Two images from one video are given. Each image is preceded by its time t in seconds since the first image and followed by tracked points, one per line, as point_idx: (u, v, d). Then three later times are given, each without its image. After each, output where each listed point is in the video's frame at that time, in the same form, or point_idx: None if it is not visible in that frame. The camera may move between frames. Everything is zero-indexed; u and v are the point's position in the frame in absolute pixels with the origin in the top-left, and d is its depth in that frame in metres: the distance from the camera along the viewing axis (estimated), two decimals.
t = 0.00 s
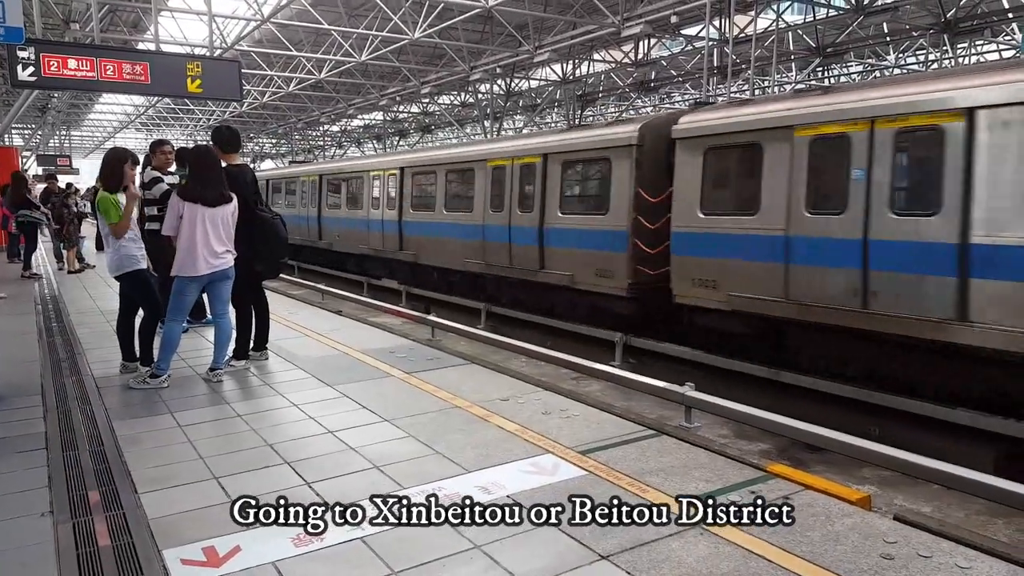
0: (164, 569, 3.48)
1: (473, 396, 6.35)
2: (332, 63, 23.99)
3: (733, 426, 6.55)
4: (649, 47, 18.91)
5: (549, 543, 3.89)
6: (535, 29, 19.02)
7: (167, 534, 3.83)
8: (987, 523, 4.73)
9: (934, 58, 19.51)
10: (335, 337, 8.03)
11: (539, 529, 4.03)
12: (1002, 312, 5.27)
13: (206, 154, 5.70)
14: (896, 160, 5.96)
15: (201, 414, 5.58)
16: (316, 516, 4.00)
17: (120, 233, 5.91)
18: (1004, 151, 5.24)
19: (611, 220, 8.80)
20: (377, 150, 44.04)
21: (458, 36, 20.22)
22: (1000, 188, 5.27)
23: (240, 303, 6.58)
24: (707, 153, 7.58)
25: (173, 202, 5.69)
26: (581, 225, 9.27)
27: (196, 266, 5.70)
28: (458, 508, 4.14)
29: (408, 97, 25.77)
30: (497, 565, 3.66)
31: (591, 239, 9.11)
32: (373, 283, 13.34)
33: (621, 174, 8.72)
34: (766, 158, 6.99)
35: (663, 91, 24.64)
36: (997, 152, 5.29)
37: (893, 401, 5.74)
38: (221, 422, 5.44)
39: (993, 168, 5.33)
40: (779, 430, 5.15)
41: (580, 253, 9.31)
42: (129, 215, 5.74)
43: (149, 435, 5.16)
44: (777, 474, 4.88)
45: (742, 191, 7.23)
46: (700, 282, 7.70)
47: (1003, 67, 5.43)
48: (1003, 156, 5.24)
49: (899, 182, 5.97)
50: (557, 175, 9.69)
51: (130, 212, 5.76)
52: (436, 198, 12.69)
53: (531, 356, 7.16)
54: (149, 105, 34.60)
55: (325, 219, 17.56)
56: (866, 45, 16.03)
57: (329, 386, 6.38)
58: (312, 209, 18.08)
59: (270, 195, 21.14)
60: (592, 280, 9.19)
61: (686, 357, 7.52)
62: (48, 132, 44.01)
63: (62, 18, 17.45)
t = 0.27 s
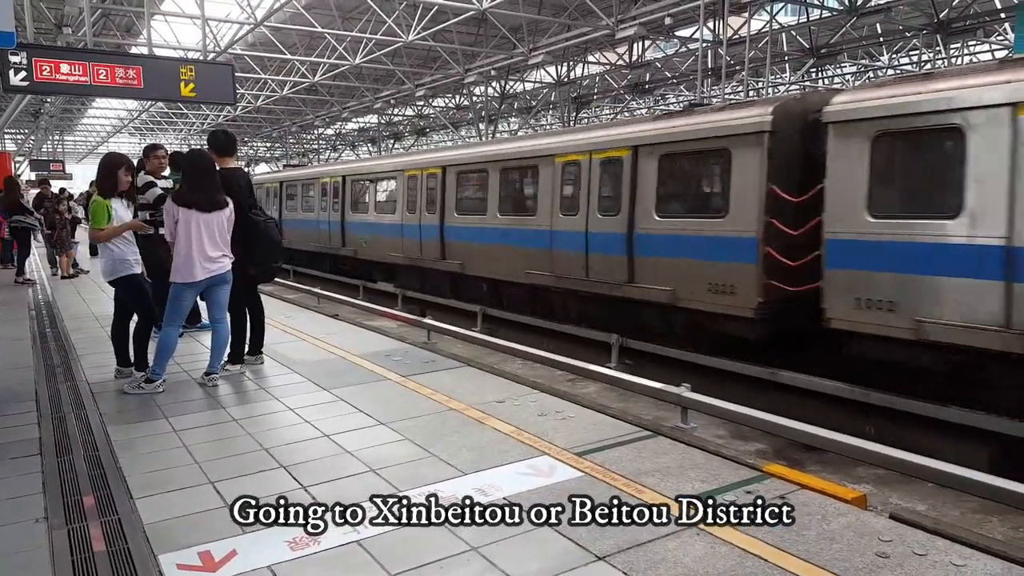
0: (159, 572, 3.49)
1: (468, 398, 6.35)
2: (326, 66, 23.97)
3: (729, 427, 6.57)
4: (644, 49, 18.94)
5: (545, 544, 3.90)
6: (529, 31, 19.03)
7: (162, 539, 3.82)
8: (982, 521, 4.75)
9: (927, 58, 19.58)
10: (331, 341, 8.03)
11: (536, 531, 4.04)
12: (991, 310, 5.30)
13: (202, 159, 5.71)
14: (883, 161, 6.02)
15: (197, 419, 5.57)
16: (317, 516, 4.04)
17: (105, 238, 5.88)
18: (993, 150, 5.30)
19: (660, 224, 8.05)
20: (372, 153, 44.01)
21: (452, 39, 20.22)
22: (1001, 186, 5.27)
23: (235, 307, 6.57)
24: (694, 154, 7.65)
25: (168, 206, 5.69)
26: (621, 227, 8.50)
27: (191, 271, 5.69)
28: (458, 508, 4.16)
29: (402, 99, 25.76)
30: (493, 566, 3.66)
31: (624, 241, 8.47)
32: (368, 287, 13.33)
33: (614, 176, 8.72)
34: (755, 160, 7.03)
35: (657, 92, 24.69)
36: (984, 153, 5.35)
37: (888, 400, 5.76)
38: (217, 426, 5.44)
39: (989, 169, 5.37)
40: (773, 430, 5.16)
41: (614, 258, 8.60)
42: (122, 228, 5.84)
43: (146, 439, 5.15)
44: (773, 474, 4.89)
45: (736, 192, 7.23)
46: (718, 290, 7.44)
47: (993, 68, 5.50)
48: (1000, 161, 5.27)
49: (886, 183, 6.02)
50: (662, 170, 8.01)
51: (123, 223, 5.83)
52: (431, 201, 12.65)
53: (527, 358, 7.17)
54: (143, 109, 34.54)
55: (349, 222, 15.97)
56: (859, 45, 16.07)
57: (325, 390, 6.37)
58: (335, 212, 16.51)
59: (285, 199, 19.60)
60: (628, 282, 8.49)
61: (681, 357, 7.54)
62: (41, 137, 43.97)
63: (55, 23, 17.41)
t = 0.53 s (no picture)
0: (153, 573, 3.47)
1: (463, 398, 6.34)
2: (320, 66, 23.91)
3: (723, 425, 6.58)
4: (639, 48, 18.96)
5: (542, 543, 3.89)
6: (524, 30, 19.02)
7: (157, 539, 3.81)
8: (976, 519, 4.77)
9: (921, 58, 19.65)
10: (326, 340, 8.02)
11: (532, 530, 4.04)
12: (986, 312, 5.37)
13: (193, 159, 5.67)
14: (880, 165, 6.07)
15: (192, 419, 5.56)
16: (316, 516, 4.03)
17: (99, 237, 5.85)
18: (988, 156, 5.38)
19: (736, 225, 7.19)
20: (366, 152, 43.95)
21: (447, 38, 20.20)
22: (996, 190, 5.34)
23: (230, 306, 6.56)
24: (690, 154, 7.65)
25: (162, 207, 5.68)
26: (684, 227, 7.71)
27: (186, 271, 5.67)
28: (458, 508, 4.15)
29: (397, 99, 25.75)
30: (489, 566, 3.66)
31: (688, 244, 7.67)
32: (363, 286, 13.32)
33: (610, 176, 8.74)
34: (751, 160, 7.04)
35: (652, 92, 24.73)
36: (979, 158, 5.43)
37: (882, 398, 5.78)
38: (212, 426, 5.43)
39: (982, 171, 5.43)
40: (767, 428, 5.18)
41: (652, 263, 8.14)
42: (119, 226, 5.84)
43: (142, 439, 5.14)
44: (768, 472, 4.90)
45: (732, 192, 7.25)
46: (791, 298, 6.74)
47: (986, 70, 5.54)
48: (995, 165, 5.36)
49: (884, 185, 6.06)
50: (757, 165, 6.97)
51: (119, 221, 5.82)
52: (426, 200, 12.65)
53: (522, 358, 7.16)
54: (136, 108, 34.41)
55: (377, 223, 14.52)
56: (854, 45, 16.12)
57: (320, 389, 6.36)
58: (361, 213, 15.03)
59: (303, 198, 18.14)
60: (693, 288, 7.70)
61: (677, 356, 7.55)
62: (33, 136, 43.76)
63: (47, 22, 17.33)
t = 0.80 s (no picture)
0: (149, 571, 3.47)
1: (460, 396, 6.35)
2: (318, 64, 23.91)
3: (721, 425, 6.58)
4: (637, 47, 18.96)
5: (540, 542, 3.90)
6: (523, 29, 19.05)
7: (152, 537, 3.81)
8: (973, 519, 4.78)
9: (919, 58, 19.70)
10: (322, 339, 8.01)
11: (529, 530, 4.03)
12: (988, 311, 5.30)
13: (191, 155, 5.67)
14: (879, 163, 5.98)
15: (189, 417, 5.55)
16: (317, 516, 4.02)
17: (98, 235, 5.83)
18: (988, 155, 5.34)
19: (756, 222, 6.97)
20: (364, 151, 43.92)
21: (445, 37, 20.21)
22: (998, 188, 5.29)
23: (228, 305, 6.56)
24: (685, 154, 7.70)
25: (159, 203, 5.67)
26: (699, 226, 7.54)
27: (182, 268, 5.67)
28: (458, 508, 4.15)
29: (395, 97, 25.75)
30: (484, 565, 3.65)
31: (702, 242, 7.49)
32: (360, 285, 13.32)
33: (607, 176, 8.74)
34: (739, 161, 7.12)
35: (650, 91, 24.75)
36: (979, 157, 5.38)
37: (880, 398, 5.78)
38: (209, 424, 5.42)
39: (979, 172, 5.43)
40: (765, 428, 5.18)
41: (657, 262, 8.02)
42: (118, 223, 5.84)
43: (139, 437, 5.14)
44: (764, 472, 4.90)
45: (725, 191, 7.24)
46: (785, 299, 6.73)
47: (981, 70, 5.52)
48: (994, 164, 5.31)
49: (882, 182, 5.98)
50: (796, 160, 6.59)
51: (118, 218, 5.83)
52: (423, 199, 12.65)
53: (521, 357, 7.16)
54: (134, 106, 34.39)
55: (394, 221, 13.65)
56: (851, 45, 16.16)
57: (317, 388, 6.36)
58: (396, 212, 13.43)
59: (325, 195, 16.52)
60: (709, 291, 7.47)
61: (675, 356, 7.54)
62: (30, 133, 43.70)
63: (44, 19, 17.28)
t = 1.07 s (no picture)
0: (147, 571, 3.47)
1: (458, 396, 6.35)
2: (316, 63, 23.89)
3: (719, 424, 6.58)
4: (634, 47, 18.97)
5: (538, 542, 3.90)
6: (521, 29, 19.06)
7: (150, 537, 3.80)
8: (970, 518, 4.79)
9: (916, 57, 19.74)
10: (320, 339, 8.00)
11: (527, 530, 4.03)
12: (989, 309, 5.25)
13: (189, 155, 5.65)
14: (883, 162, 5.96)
15: (186, 417, 5.54)
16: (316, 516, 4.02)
17: (96, 234, 5.83)
18: (986, 154, 5.31)
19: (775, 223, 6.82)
20: (362, 150, 43.91)
21: (443, 36, 20.22)
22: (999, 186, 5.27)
23: (226, 304, 6.55)
24: (683, 153, 7.72)
25: (158, 202, 5.65)
26: (711, 227, 7.41)
27: (181, 266, 5.66)
28: (457, 508, 4.15)
29: (393, 96, 25.75)
30: (482, 565, 3.65)
31: (714, 243, 7.37)
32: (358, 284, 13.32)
33: (605, 175, 8.75)
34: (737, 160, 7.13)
35: (647, 91, 24.77)
36: (977, 156, 5.37)
37: (878, 397, 5.79)
38: (206, 424, 5.42)
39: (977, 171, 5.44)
40: (763, 427, 5.19)
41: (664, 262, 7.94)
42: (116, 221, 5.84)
43: (137, 437, 5.13)
44: (761, 471, 4.91)
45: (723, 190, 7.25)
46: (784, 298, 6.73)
47: (978, 69, 5.54)
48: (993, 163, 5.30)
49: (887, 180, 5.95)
50: (796, 159, 6.60)
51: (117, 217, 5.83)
52: (421, 198, 12.64)
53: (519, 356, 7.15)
54: (131, 105, 34.34)
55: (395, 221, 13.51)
56: (849, 45, 16.20)
57: (314, 387, 6.35)
58: (394, 211, 13.43)
59: (352, 193, 15.13)
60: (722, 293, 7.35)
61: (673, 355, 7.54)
62: (27, 132, 43.64)
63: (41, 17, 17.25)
